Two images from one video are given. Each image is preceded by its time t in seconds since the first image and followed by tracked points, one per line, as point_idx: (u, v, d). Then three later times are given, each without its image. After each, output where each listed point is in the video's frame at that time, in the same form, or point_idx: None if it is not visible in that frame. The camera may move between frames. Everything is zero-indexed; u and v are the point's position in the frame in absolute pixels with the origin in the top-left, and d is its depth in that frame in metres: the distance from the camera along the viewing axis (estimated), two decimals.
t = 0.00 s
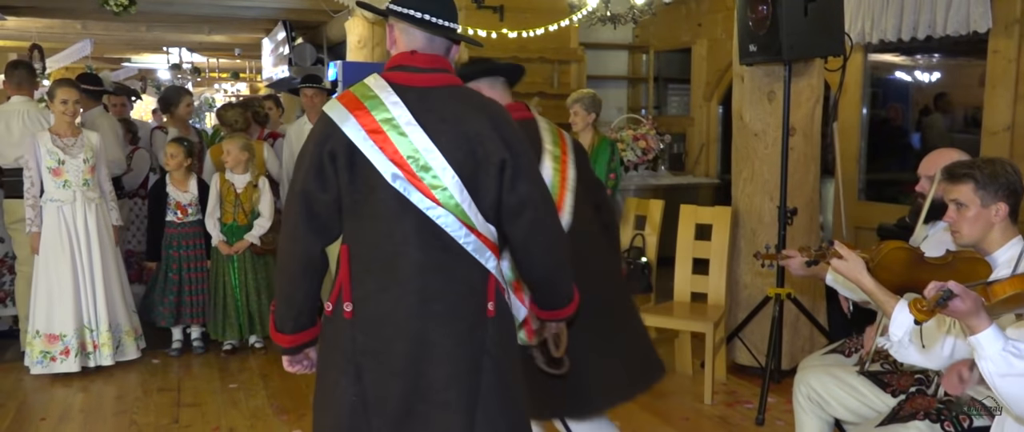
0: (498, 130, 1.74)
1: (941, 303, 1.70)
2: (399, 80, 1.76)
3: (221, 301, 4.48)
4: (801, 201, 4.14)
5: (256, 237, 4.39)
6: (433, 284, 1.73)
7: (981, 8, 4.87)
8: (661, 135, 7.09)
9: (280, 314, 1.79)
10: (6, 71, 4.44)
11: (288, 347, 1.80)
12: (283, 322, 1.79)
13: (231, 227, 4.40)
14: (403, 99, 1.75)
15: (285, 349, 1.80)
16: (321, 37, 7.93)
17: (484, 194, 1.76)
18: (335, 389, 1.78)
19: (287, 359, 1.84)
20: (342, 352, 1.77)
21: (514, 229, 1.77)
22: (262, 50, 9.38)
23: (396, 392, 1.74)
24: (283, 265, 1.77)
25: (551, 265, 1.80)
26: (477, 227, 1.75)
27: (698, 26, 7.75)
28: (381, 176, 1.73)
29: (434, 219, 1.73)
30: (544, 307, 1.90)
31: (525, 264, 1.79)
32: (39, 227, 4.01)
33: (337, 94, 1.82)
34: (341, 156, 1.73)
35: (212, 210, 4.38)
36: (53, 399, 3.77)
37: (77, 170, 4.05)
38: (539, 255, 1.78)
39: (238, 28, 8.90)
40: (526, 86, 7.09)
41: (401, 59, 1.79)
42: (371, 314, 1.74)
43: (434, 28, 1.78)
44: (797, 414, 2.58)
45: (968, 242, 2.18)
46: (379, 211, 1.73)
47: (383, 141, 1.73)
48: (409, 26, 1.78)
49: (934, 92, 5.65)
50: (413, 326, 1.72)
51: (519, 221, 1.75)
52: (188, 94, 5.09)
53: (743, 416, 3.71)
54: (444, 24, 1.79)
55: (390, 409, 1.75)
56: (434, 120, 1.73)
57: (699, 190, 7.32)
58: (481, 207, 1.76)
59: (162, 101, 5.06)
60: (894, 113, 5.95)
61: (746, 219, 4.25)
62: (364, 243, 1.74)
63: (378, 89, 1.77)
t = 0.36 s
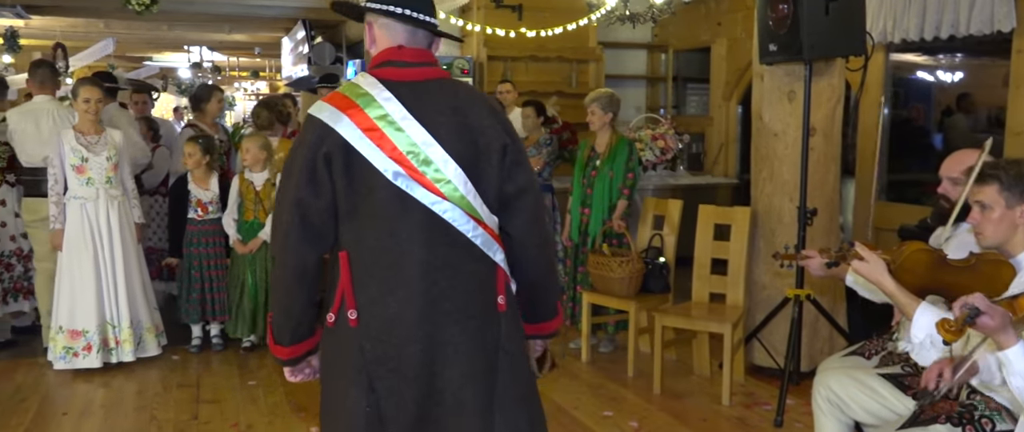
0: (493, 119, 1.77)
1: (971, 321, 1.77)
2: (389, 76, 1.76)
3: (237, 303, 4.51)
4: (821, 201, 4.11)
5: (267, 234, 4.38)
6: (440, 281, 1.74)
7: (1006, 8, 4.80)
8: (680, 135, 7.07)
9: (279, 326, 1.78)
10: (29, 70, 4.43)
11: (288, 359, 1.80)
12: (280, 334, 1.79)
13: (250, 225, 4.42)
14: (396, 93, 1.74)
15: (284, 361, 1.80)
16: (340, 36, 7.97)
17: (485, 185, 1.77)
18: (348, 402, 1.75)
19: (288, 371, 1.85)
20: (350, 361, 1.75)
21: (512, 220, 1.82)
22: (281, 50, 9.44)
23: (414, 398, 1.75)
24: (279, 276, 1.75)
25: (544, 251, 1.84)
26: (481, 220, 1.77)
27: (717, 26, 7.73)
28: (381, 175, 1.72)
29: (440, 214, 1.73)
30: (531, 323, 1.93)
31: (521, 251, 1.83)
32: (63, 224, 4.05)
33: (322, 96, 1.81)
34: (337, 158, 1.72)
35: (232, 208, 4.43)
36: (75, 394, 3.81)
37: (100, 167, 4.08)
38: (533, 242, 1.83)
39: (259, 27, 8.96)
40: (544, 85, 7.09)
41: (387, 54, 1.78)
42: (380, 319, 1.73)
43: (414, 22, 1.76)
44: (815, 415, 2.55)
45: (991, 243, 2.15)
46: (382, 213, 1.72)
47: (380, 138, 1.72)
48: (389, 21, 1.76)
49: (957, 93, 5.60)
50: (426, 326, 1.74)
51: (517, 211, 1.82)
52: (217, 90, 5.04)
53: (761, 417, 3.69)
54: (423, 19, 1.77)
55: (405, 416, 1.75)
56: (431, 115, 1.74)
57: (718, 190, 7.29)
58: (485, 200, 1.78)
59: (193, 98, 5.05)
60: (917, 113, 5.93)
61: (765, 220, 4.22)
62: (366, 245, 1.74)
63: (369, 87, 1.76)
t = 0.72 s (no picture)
0: (514, 121, 1.79)
1: (997, 329, 1.92)
2: (409, 78, 1.77)
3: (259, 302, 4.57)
4: (848, 201, 4.07)
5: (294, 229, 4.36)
6: (462, 287, 1.75)
7: None
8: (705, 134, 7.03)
9: (288, 332, 1.78)
10: (84, 68, 4.48)
11: (297, 364, 1.80)
12: (292, 340, 1.78)
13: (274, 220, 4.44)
14: (417, 96, 1.75)
15: (293, 366, 1.80)
16: (365, 35, 8.00)
17: (506, 188, 1.79)
18: (371, 408, 1.74)
19: (293, 377, 1.83)
20: (372, 367, 1.75)
21: (532, 222, 1.84)
22: (308, 49, 9.50)
23: (436, 403, 1.75)
24: (295, 282, 1.74)
25: (561, 252, 1.86)
26: (503, 224, 1.79)
27: (743, 24, 7.69)
28: (404, 181, 1.73)
29: (463, 219, 1.75)
30: (550, 318, 1.97)
31: (541, 253, 1.85)
32: (94, 222, 4.10)
33: (340, 98, 1.80)
34: (360, 163, 1.72)
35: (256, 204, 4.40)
36: (104, 390, 3.87)
37: (131, 166, 4.13)
38: (552, 245, 1.85)
39: (285, 27, 9.03)
40: (568, 85, 7.09)
41: (406, 54, 1.78)
42: (402, 326, 1.74)
43: (432, 19, 1.76)
44: (842, 417, 2.55)
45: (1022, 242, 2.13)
46: (403, 218, 1.73)
47: (402, 143, 1.73)
48: (406, 18, 1.77)
49: (988, 91, 5.52)
50: (448, 332, 1.75)
51: (537, 211, 1.83)
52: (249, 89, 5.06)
53: (787, 419, 3.66)
54: (443, 16, 1.77)
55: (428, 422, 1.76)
56: (452, 120, 1.75)
57: (743, 190, 7.24)
58: (507, 204, 1.80)
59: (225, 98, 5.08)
60: (946, 113, 5.81)
61: (791, 220, 4.19)
62: (387, 250, 1.74)
63: (390, 90, 1.76)
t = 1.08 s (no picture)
0: (537, 121, 1.78)
1: None
2: (432, 81, 1.78)
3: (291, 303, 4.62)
4: (886, 202, 4.01)
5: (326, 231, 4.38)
6: (486, 290, 1.76)
7: None
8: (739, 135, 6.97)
9: (327, 338, 1.79)
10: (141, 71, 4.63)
11: (335, 370, 1.81)
12: (330, 345, 1.79)
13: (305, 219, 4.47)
14: (438, 99, 1.77)
15: (334, 371, 1.81)
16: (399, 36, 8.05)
17: (531, 189, 1.79)
18: (397, 414, 1.76)
19: (336, 381, 1.87)
20: (401, 371, 1.77)
21: (558, 223, 1.84)
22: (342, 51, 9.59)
23: (461, 407, 1.77)
24: (327, 288, 1.77)
25: (587, 253, 1.87)
26: (527, 226, 1.78)
27: (779, 23, 7.62)
28: (426, 184, 1.74)
29: (487, 220, 1.75)
30: (577, 327, 1.95)
31: (566, 254, 1.85)
32: (135, 222, 4.18)
33: (364, 104, 1.83)
34: (383, 167, 1.73)
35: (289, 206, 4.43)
36: (143, 387, 3.94)
37: (171, 167, 4.18)
38: (577, 245, 1.85)
39: (321, 29, 9.11)
40: (601, 85, 7.06)
41: (428, 58, 1.80)
42: (428, 330, 1.74)
43: (454, 23, 1.78)
44: (880, 421, 2.52)
45: None
46: (426, 220, 1.73)
47: (424, 146, 1.74)
48: (429, 23, 1.78)
49: None
50: (474, 336, 1.75)
51: (562, 211, 1.83)
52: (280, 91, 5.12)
53: (822, 422, 3.62)
54: (463, 18, 1.79)
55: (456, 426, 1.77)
56: (474, 122, 1.75)
57: (779, 191, 7.17)
58: (532, 205, 1.79)
59: (256, 101, 5.14)
60: (987, 113, 5.77)
61: (827, 222, 4.14)
62: (412, 253, 1.74)
63: (412, 94, 1.78)
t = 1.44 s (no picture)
0: (580, 128, 1.78)
1: None
2: (476, 85, 1.79)
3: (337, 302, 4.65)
4: (933, 205, 3.92)
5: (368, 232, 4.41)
6: (526, 296, 1.76)
7: None
8: (782, 136, 6.89)
9: (364, 336, 1.83)
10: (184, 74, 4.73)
11: (372, 368, 1.84)
12: (367, 344, 1.83)
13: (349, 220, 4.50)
14: (481, 104, 1.77)
15: (369, 370, 1.84)
16: (440, 37, 8.09)
17: (573, 196, 1.79)
18: (435, 415, 1.78)
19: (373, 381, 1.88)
20: (439, 374, 1.78)
21: (598, 230, 1.83)
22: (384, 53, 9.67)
23: (499, 410, 1.77)
24: (367, 289, 1.80)
25: (629, 260, 1.85)
26: (567, 233, 1.78)
27: (823, 23, 7.51)
28: (468, 190, 1.75)
29: (528, 227, 1.75)
30: (617, 326, 1.95)
31: (607, 261, 1.84)
32: (181, 220, 4.24)
33: (408, 107, 1.84)
34: (425, 172, 1.75)
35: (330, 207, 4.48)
36: (187, 383, 4.01)
37: (217, 168, 4.24)
38: (619, 252, 1.84)
39: (362, 31, 9.21)
40: (642, 85, 7.03)
41: (472, 63, 1.81)
42: (467, 334, 1.76)
43: (498, 27, 1.78)
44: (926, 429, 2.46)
45: None
46: (467, 226, 1.75)
47: (466, 152, 1.75)
48: (473, 27, 1.79)
49: None
50: (512, 340, 1.76)
51: (604, 218, 1.82)
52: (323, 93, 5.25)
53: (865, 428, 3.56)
54: (508, 22, 1.79)
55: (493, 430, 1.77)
56: (517, 129, 1.76)
57: (822, 193, 7.06)
58: (572, 213, 1.79)
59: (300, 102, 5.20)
60: None
61: (872, 225, 4.07)
62: (452, 258, 1.76)
63: (455, 99, 1.78)
